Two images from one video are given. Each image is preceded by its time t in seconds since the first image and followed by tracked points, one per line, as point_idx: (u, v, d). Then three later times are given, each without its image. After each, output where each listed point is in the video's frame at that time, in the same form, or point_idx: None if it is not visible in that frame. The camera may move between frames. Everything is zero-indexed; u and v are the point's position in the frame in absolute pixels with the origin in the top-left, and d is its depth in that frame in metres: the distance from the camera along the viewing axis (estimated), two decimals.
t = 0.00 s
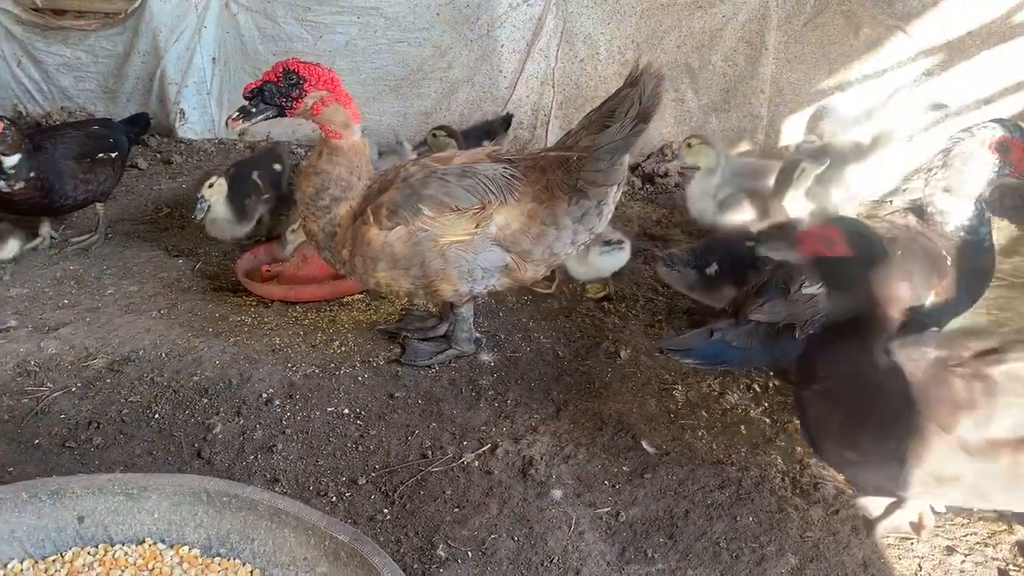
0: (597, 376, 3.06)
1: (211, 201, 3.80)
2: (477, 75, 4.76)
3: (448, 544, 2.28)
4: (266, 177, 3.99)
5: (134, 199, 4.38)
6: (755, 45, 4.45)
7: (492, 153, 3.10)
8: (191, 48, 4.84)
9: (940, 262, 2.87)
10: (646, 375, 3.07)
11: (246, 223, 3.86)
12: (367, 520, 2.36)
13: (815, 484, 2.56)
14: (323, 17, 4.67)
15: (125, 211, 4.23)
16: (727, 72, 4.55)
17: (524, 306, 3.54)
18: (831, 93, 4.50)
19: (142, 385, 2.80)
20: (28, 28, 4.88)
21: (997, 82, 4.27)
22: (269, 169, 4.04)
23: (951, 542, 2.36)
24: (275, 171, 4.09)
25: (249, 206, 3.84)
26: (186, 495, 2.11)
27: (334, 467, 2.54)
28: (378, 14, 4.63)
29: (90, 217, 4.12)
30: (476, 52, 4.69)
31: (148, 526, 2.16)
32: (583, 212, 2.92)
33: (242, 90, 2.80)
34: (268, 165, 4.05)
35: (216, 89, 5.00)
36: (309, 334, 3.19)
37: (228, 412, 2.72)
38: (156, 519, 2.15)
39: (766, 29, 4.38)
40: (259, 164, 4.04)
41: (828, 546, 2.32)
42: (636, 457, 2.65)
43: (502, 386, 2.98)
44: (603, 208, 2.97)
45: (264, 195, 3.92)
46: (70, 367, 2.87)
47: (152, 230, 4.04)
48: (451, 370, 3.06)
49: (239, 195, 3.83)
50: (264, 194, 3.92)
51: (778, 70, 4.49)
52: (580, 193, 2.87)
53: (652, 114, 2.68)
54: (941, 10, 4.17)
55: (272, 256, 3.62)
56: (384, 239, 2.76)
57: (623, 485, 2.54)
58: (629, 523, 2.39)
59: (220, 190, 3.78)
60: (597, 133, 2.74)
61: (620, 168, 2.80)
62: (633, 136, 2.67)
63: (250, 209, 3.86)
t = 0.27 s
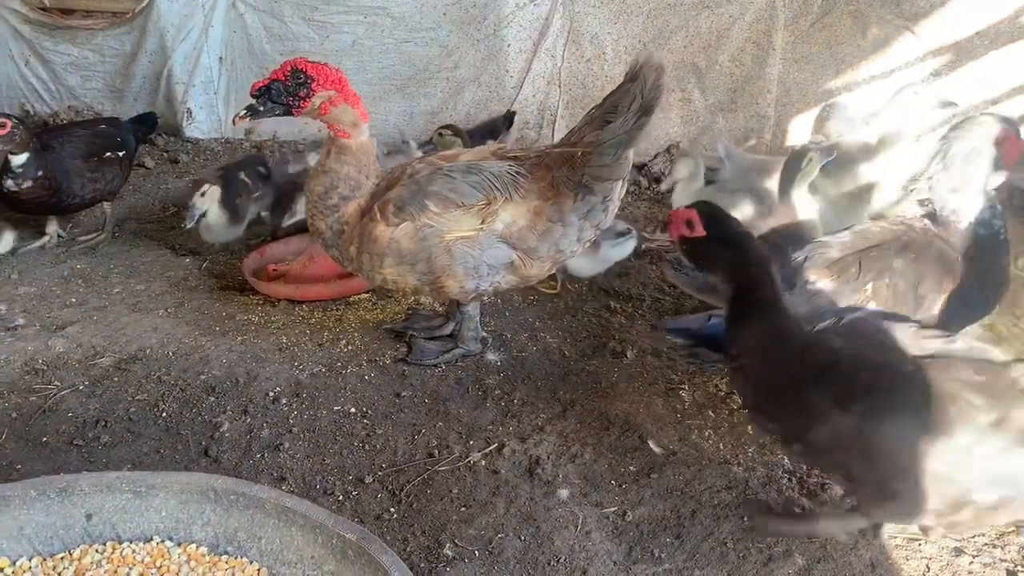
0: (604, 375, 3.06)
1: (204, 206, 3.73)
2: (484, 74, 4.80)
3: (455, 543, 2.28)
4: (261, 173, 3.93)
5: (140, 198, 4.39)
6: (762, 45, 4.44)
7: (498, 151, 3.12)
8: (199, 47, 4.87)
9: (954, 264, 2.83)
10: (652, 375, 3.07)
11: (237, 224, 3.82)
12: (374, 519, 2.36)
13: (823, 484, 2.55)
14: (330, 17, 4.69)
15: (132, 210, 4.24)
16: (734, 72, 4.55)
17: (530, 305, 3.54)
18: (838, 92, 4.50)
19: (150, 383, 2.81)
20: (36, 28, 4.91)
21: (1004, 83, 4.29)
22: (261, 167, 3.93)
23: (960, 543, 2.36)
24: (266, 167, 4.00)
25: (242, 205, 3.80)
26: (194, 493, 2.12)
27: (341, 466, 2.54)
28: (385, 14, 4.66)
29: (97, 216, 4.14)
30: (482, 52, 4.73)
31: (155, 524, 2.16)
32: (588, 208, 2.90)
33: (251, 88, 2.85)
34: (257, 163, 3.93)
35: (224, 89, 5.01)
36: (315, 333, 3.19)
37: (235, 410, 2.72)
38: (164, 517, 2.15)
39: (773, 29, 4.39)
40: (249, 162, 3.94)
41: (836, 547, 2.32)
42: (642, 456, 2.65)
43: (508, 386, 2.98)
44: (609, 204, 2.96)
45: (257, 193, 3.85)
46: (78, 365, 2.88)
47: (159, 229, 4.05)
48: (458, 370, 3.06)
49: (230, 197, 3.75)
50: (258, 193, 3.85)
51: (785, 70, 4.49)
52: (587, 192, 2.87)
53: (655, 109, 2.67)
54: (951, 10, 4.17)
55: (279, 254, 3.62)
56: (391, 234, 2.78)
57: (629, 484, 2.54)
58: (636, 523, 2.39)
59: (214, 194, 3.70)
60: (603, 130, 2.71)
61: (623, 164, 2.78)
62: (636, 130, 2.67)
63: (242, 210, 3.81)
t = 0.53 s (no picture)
0: (610, 376, 3.06)
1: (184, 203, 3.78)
2: (490, 75, 4.82)
3: (462, 543, 2.29)
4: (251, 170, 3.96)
5: (147, 198, 4.41)
6: (769, 46, 4.43)
7: (494, 148, 3.14)
8: (205, 48, 4.86)
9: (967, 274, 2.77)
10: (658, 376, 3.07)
11: (221, 219, 3.82)
12: (381, 518, 2.36)
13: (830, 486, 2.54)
14: (336, 17, 4.71)
15: (138, 210, 4.25)
16: (740, 74, 4.55)
17: (536, 306, 3.55)
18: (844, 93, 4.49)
19: (157, 382, 2.82)
20: (43, 28, 4.93)
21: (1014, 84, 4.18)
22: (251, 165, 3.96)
23: (967, 546, 2.35)
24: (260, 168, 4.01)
25: (228, 201, 3.82)
26: (201, 493, 2.12)
27: (347, 466, 2.54)
28: (391, 14, 4.68)
29: (103, 216, 4.15)
30: (488, 53, 4.75)
31: (163, 523, 2.17)
32: (587, 197, 2.91)
33: (311, 65, 2.89)
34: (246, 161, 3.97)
35: (230, 89, 5.02)
36: (322, 333, 3.20)
37: (242, 410, 2.73)
38: (171, 516, 2.16)
39: (780, 30, 4.39)
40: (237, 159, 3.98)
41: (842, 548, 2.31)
42: (649, 457, 2.65)
43: (514, 386, 2.99)
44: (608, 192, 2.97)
45: (241, 188, 3.86)
46: (85, 365, 2.89)
47: (166, 229, 4.05)
48: (464, 370, 3.06)
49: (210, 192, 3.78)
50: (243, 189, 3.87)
51: (791, 71, 4.48)
52: (591, 189, 2.89)
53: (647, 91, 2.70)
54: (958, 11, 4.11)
55: (285, 254, 3.62)
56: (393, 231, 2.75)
57: (636, 485, 2.54)
58: (642, 523, 2.39)
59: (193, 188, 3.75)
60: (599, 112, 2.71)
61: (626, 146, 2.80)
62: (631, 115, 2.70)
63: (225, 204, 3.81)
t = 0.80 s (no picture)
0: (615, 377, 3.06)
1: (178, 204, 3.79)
2: (496, 76, 4.85)
3: (468, 543, 2.29)
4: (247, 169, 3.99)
5: (153, 198, 4.42)
6: (774, 48, 4.49)
7: (502, 149, 3.14)
8: (212, 48, 4.89)
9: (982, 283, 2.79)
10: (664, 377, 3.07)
11: (214, 219, 3.79)
12: (387, 519, 2.36)
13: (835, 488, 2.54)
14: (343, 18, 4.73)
15: (145, 210, 4.26)
16: (746, 74, 4.60)
17: (541, 307, 3.55)
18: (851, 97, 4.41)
19: (164, 382, 2.83)
20: (51, 29, 4.97)
21: None
22: (244, 166, 3.97)
23: (973, 548, 2.34)
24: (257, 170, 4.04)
25: (221, 200, 3.80)
26: (209, 492, 2.13)
27: (353, 466, 2.55)
28: (397, 15, 4.69)
29: (110, 216, 4.16)
30: (494, 54, 4.79)
31: (170, 522, 2.18)
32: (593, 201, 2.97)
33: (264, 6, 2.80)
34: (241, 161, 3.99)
35: (237, 89, 5.03)
36: (328, 333, 3.21)
37: (249, 410, 2.74)
38: (178, 516, 2.17)
39: (786, 31, 4.44)
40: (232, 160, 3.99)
41: (848, 550, 2.31)
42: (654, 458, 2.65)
43: (520, 386, 2.99)
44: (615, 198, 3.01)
45: (235, 188, 3.85)
46: (92, 364, 2.90)
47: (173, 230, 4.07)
48: (469, 370, 3.07)
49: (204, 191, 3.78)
50: (236, 189, 3.86)
51: (797, 73, 4.50)
52: (596, 184, 2.94)
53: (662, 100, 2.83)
54: (965, 12, 4.10)
55: (291, 254, 3.63)
56: (397, 227, 2.77)
57: (641, 486, 2.54)
58: (647, 525, 2.40)
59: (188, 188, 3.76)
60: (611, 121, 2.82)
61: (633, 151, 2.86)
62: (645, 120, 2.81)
63: (218, 203, 3.80)
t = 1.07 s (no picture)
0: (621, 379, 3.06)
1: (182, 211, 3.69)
2: (502, 77, 4.83)
3: (473, 544, 2.29)
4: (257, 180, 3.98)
5: (160, 198, 4.44)
6: (780, 50, 4.43)
7: (506, 148, 3.15)
8: (218, 48, 4.90)
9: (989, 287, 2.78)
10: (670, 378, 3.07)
11: (221, 231, 3.76)
12: (392, 519, 2.37)
13: (840, 490, 2.54)
14: (349, 20, 4.73)
15: (152, 210, 4.28)
16: (752, 77, 4.54)
17: (547, 308, 3.56)
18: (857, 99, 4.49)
19: (171, 381, 2.84)
20: (58, 29, 5.00)
21: None
22: (255, 176, 3.95)
23: (978, 551, 2.31)
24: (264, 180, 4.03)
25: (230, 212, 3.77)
26: (215, 492, 2.13)
27: (359, 466, 2.56)
28: (403, 17, 4.71)
29: (118, 216, 4.18)
30: (500, 55, 4.77)
31: (177, 521, 2.18)
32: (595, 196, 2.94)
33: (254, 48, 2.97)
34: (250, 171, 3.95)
35: (243, 90, 5.04)
36: (334, 334, 3.21)
37: (255, 410, 2.74)
38: (185, 515, 2.17)
39: (791, 34, 4.39)
40: (240, 169, 3.94)
41: (853, 552, 2.30)
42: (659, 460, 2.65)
43: (526, 388, 3.00)
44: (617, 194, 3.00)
45: (246, 203, 3.84)
46: (99, 364, 2.91)
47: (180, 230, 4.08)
48: (475, 371, 3.07)
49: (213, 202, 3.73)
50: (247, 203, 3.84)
51: (804, 74, 4.48)
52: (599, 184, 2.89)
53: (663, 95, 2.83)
54: (971, 14, 4.16)
55: (298, 255, 3.64)
56: (402, 225, 2.79)
57: (646, 488, 2.53)
58: (652, 526, 2.40)
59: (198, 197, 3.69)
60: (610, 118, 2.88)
61: (634, 150, 2.83)
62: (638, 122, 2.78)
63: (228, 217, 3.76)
